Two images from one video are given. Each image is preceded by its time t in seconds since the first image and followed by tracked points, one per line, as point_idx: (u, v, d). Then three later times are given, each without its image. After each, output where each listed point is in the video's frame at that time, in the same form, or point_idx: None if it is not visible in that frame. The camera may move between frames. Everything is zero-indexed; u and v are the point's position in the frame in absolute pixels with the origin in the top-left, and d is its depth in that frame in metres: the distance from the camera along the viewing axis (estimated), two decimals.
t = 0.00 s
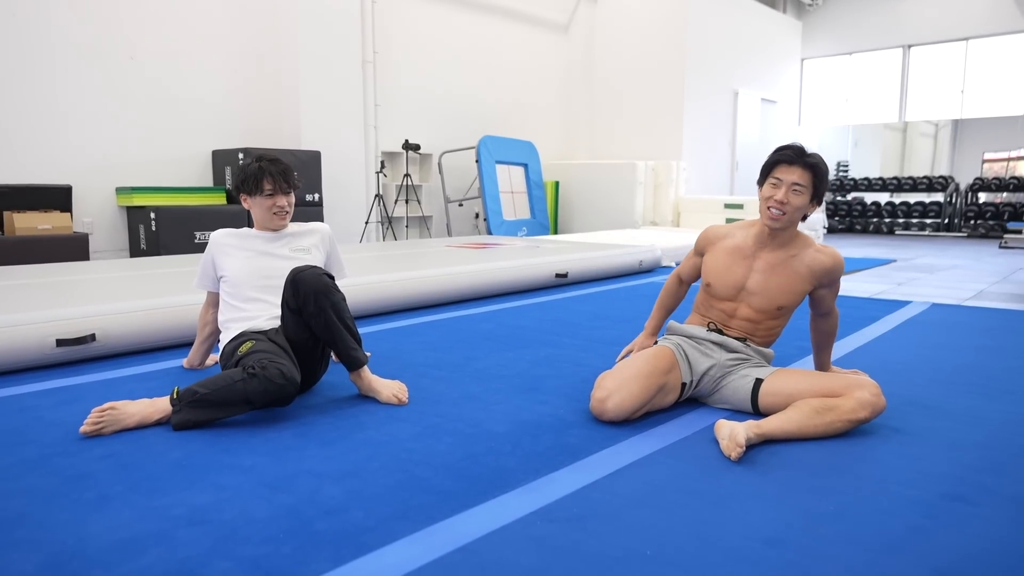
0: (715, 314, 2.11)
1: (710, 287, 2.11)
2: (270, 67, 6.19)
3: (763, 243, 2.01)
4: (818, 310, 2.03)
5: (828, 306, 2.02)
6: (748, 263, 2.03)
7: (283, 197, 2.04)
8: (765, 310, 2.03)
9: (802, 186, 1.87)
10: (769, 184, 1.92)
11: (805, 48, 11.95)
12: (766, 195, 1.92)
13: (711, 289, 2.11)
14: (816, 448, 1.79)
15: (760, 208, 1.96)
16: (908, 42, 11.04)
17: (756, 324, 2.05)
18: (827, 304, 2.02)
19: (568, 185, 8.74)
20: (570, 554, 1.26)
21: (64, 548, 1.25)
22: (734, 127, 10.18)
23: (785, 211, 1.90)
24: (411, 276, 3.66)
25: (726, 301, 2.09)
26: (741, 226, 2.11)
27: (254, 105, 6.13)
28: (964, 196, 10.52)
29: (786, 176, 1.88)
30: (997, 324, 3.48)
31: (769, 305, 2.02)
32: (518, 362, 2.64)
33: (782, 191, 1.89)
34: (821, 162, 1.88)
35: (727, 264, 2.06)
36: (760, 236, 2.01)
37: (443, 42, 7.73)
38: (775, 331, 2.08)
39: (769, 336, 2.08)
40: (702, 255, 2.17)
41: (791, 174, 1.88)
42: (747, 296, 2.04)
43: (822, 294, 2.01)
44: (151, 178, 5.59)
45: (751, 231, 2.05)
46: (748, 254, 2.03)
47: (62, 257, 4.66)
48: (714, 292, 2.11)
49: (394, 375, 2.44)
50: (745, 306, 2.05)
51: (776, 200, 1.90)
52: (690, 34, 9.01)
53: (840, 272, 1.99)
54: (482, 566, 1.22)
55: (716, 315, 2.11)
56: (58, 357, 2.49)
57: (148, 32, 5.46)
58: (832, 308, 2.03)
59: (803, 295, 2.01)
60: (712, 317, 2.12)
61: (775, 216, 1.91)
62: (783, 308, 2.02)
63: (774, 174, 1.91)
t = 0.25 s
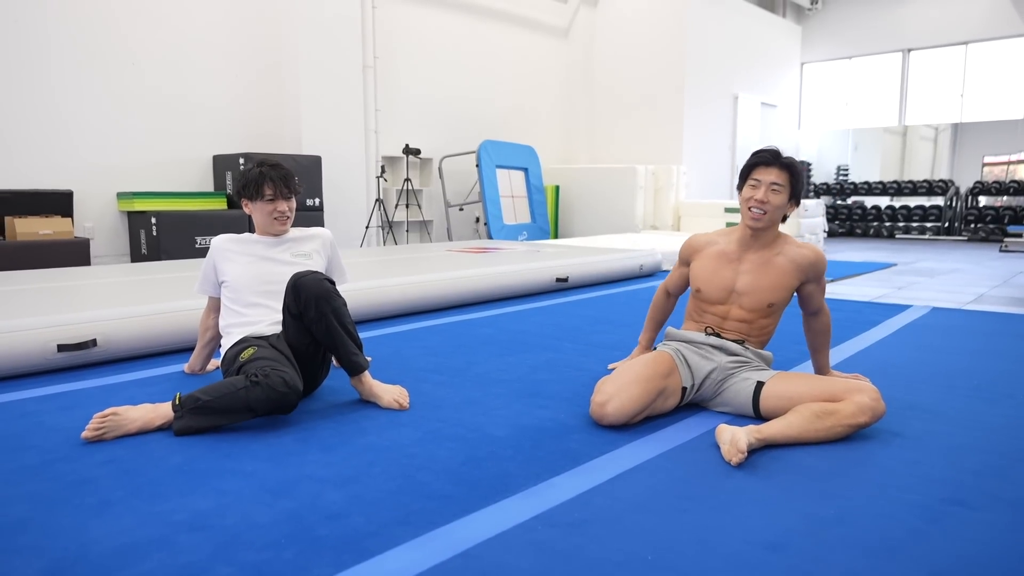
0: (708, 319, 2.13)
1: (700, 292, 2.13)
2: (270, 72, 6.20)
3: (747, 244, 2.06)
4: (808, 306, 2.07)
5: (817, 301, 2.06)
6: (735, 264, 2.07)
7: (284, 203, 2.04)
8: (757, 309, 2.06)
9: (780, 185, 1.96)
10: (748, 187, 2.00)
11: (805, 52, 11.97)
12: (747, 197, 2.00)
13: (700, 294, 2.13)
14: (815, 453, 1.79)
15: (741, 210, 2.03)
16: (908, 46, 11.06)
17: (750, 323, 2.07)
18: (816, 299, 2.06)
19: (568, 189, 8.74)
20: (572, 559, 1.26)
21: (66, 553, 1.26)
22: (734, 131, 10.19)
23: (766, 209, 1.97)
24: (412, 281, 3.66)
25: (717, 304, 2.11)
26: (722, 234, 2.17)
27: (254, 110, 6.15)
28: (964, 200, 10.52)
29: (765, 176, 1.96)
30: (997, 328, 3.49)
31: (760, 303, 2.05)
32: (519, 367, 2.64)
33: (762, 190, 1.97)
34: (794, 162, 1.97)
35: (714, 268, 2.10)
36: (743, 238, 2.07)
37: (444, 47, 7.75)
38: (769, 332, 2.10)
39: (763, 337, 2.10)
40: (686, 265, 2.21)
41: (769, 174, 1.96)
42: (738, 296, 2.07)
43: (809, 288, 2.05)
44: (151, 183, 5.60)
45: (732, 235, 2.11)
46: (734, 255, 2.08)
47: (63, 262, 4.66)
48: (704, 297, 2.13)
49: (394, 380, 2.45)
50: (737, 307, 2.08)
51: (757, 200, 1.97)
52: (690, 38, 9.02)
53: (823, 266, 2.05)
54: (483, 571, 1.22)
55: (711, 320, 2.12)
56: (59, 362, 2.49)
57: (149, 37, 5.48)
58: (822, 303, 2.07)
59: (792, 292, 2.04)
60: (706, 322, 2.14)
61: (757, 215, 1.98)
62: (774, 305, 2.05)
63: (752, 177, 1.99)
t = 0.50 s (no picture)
0: (697, 320, 2.13)
1: (685, 296, 2.14)
2: (270, 73, 6.21)
3: (723, 244, 2.09)
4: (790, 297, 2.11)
5: (797, 292, 2.11)
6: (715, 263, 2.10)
7: (283, 203, 2.04)
8: (743, 305, 2.08)
9: (746, 188, 1.99)
10: (715, 193, 2.03)
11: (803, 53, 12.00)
12: (715, 202, 2.03)
13: (685, 298, 2.14)
14: (815, 452, 1.79)
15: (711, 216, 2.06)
16: (906, 46, 11.08)
17: (739, 320, 2.08)
18: (797, 290, 2.10)
19: (567, 190, 8.73)
20: (572, 559, 1.26)
21: (66, 555, 1.26)
22: (732, 132, 10.21)
23: (735, 212, 2.01)
24: (411, 282, 3.67)
25: (703, 306, 2.12)
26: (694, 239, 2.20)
27: (253, 112, 6.15)
28: (963, 200, 10.53)
29: (730, 181, 1.99)
30: (996, 328, 3.49)
31: (746, 299, 2.07)
32: (518, 367, 2.64)
33: (729, 194, 2.01)
34: (756, 164, 2.01)
35: (694, 271, 2.11)
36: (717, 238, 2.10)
37: (442, 49, 7.75)
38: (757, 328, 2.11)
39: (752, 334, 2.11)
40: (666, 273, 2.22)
41: (733, 178, 1.99)
42: (723, 295, 2.09)
43: (788, 281, 2.09)
44: (150, 185, 5.60)
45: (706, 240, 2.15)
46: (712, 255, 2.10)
47: (62, 264, 4.66)
48: (689, 300, 2.14)
49: (394, 381, 2.45)
50: (723, 306, 2.09)
51: (725, 205, 2.01)
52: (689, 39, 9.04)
53: (796, 258, 2.09)
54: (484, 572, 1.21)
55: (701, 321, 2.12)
56: (59, 364, 2.49)
57: (147, 39, 5.48)
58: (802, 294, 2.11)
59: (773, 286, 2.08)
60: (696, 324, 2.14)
61: (728, 217, 2.01)
62: (758, 299, 2.07)
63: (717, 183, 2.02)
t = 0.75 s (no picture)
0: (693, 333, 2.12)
1: (678, 309, 2.13)
2: (278, 86, 6.25)
3: (709, 253, 2.04)
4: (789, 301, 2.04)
5: (796, 294, 2.03)
6: (704, 275, 2.05)
7: (299, 212, 2.06)
8: (738, 314, 2.04)
9: (712, 182, 1.95)
10: (685, 197, 1.99)
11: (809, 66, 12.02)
12: (687, 209, 1.99)
13: (678, 310, 2.13)
14: (827, 464, 1.78)
15: (687, 221, 2.01)
16: (912, 59, 11.08)
17: (732, 331, 2.07)
18: (794, 293, 2.03)
19: (574, 203, 8.75)
20: (583, 572, 1.25)
21: (75, 566, 1.25)
22: (738, 144, 10.23)
23: (708, 211, 1.96)
24: (418, 294, 3.67)
25: (696, 317, 2.10)
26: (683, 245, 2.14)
27: (263, 124, 6.19)
28: (971, 212, 10.51)
29: (694, 180, 1.96)
30: (1006, 340, 3.46)
31: (741, 308, 2.03)
32: (525, 379, 2.64)
33: (697, 194, 1.96)
34: (715, 158, 1.97)
35: (683, 283, 2.08)
36: (702, 248, 2.05)
37: (450, 63, 7.80)
38: (756, 333, 2.08)
39: (753, 340, 2.09)
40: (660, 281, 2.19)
41: (697, 177, 1.96)
42: (716, 306, 2.06)
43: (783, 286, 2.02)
44: (160, 197, 5.64)
45: (693, 246, 2.09)
46: (699, 267, 2.05)
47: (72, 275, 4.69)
48: (682, 312, 2.13)
49: (401, 392, 2.44)
50: (716, 317, 2.07)
51: (695, 205, 1.96)
52: (695, 52, 9.07)
53: (792, 261, 2.01)
54: None
55: (694, 333, 2.13)
56: (68, 375, 2.50)
57: (158, 53, 5.54)
58: (802, 296, 2.04)
59: (768, 292, 2.02)
60: (691, 336, 2.15)
61: (702, 219, 1.97)
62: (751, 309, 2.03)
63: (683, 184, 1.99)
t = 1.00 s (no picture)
0: (677, 340, 2.11)
1: (658, 315, 2.10)
2: (278, 86, 6.25)
3: (684, 258, 1.99)
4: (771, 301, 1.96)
5: (777, 294, 1.94)
6: (678, 280, 2.01)
7: (296, 212, 2.05)
8: (717, 317, 2.01)
9: (682, 185, 1.91)
10: (655, 202, 1.94)
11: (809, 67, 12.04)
12: (658, 213, 1.94)
13: (659, 316, 2.11)
14: (825, 464, 1.78)
15: (658, 226, 1.97)
16: (912, 60, 11.09)
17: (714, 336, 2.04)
18: (775, 293, 1.95)
19: (574, 203, 8.75)
20: (583, 571, 1.25)
21: (75, 564, 1.25)
22: (738, 145, 10.23)
23: (679, 216, 1.91)
24: (418, 294, 3.67)
25: (677, 323, 2.08)
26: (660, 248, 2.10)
27: (262, 124, 6.19)
28: (970, 213, 10.52)
29: (665, 184, 1.91)
30: (1005, 341, 3.47)
31: (719, 312, 1.99)
32: (524, 379, 2.64)
33: (668, 198, 1.92)
34: (686, 159, 1.93)
35: (660, 289, 2.05)
36: (676, 252, 2.01)
37: (450, 63, 7.80)
38: (740, 335, 2.05)
39: (737, 343, 2.06)
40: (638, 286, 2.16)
41: (668, 180, 1.91)
42: (694, 311, 2.02)
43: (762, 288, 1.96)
44: (160, 196, 5.64)
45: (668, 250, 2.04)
46: (673, 272, 2.02)
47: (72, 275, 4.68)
48: (663, 318, 2.10)
49: (401, 392, 2.44)
50: (697, 322, 2.04)
51: (666, 209, 1.92)
52: (695, 52, 9.07)
53: (771, 261, 1.95)
54: None
55: (678, 340, 2.11)
56: (68, 374, 2.50)
57: (158, 52, 5.54)
58: (784, 294, 1.94)
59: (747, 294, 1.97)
60: (677, 342, 2.12)
61: (673, 224, 1.92)
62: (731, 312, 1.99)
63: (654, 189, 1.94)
